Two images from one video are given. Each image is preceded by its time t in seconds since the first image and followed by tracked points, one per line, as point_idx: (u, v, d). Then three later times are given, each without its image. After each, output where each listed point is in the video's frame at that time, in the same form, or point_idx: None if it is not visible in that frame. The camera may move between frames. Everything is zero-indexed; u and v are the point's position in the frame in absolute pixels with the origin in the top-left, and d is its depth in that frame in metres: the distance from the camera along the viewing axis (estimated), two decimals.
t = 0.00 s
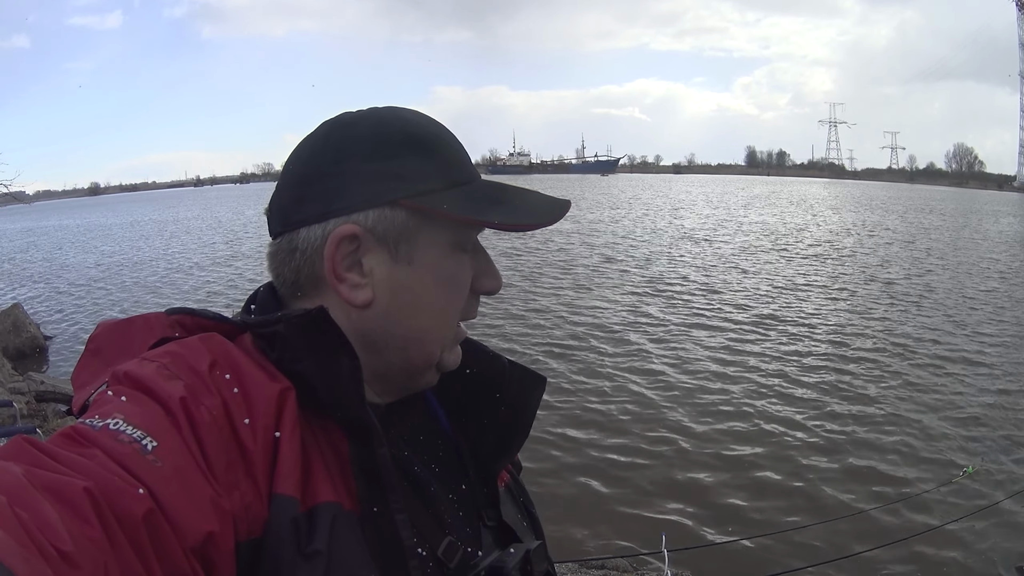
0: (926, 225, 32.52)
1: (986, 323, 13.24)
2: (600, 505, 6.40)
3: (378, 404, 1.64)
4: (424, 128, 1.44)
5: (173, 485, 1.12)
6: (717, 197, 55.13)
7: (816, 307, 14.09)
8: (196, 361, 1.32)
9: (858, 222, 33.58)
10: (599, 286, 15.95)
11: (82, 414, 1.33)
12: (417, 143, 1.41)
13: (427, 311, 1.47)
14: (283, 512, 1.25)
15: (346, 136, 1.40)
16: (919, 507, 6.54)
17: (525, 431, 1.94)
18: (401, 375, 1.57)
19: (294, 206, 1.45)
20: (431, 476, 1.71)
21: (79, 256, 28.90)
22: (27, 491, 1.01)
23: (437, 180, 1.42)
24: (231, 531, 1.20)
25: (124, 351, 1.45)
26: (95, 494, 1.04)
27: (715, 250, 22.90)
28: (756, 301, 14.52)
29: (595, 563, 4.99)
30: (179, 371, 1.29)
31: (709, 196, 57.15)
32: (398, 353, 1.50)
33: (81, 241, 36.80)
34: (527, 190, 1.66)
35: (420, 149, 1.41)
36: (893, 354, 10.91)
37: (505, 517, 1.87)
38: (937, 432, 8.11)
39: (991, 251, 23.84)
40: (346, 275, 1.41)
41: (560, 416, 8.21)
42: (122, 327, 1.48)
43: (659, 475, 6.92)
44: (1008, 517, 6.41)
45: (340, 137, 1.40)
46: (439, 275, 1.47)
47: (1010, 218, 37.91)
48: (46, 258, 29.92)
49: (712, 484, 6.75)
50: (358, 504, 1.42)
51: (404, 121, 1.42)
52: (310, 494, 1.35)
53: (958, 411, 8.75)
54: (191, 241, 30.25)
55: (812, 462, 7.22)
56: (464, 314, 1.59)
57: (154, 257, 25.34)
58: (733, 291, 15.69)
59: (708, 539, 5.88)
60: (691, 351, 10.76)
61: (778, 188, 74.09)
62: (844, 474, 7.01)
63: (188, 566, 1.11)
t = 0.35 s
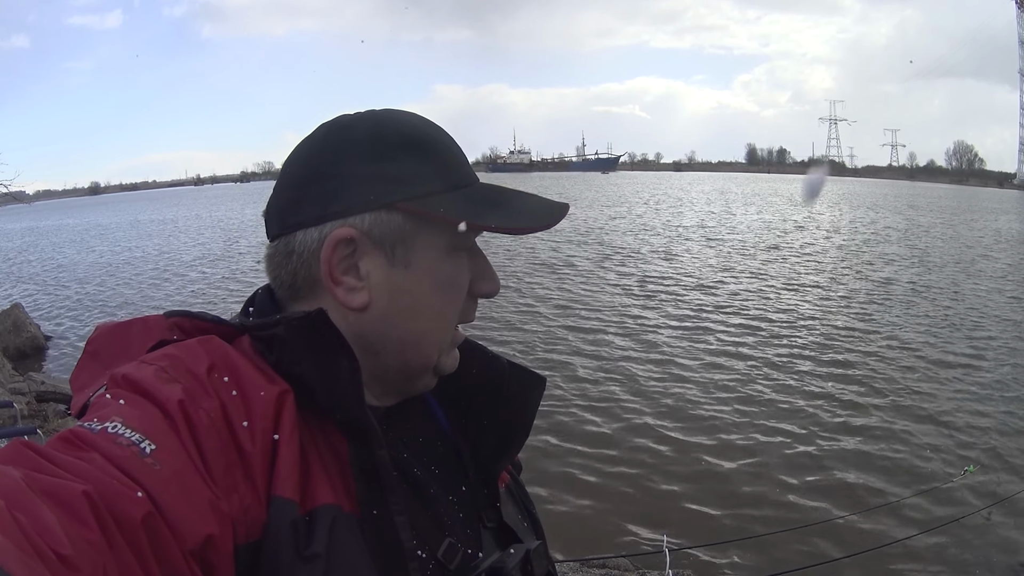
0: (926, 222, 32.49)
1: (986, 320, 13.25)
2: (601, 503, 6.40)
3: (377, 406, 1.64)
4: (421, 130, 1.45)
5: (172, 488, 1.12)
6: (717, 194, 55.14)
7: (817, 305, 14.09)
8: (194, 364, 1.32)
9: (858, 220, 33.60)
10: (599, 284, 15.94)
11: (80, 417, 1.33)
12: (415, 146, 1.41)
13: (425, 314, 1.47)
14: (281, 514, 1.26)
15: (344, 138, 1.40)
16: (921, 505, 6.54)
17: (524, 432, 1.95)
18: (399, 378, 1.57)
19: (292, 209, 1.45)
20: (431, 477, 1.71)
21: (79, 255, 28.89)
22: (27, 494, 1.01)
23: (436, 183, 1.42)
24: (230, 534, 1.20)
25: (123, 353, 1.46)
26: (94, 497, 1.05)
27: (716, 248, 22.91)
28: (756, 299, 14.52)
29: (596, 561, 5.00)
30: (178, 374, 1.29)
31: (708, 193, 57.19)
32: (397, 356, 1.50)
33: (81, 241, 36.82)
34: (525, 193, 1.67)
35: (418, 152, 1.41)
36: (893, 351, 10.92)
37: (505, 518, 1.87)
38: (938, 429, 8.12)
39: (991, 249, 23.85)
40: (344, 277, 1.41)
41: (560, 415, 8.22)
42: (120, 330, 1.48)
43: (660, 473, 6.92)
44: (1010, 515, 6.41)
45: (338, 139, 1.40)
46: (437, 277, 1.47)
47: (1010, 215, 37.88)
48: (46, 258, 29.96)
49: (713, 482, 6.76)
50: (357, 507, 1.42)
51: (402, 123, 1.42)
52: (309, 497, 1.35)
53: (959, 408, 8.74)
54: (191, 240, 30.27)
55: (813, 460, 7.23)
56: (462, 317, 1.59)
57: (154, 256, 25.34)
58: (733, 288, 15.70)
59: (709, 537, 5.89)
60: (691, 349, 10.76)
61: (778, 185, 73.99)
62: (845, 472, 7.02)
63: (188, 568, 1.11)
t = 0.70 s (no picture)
0: (929, 219, 32.37)
1: (989, 317, 13.23)
2: (603, 501, 6.40)
3: (376, 404, 1.64)
4: (420, 128, 1.44)
5: (171, 487, 1.12)
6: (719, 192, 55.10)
7: (819, 302, 14.05)
8: (193, 362, 1.32)
9: (860, 217, 33.55)
10: (600, 282, 15.90)
11: (78, 414, 1.33)
12: (414, 145, 1.41)
13: (424, 313, 1.47)
14: (279, 512, 1.26)
15: (343, 137, 1.39)
16: (923, 504, 6.52)
17: (524, 431, 1.94)
18: (397, 376, 1.57)
19: (291, 207, 1.45)
20: (430, 475, 1.71)
21: (81, 255, 28.88)
22: (25, 493, 1.01)
23: (435, 182, 1.42)
24: (229, 533, 1.20)
25: (120, 352, 1.45)
26: (91, 495, 1.05)
27: (717, 245, 22.89)
28: (758, 296, 14.48)
29: (599, 559, 5.00)
30: (176, 371, 1.29)
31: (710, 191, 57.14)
32: (395, 355, 1.50)
33: (83, 240, 36.84)
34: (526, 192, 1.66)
35: (417, 150, 1.41)
36: (895, 348, 10.91)
37: (504, 516, 1.87)
38: (940, 426, 8.11)
39: (993, 245, 23.83)
40: (342, 276, 1.41)
41: (562, 413, 8.21)
42: (118, 328, 1.48)
43: (662, 471, 6.91)
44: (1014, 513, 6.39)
45: (337, 139, 1.39)
46: (435, 277, 1.47)
47: (1014, 212, 37.75)
48: (49, 257, 29.99)
49: (715, 480, 6.76)
50: (356, 505, 1.42)
51: (402, 121, 1.42)
52: (307, 495, 1.35)
53: (962, 406, 8.72)
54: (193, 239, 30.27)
55: (815, 457, 7.23)
56: (462, 316, 1.59)
57: (156, 255, 25.33)
58: (735, 286, 15.70)
59: (710, 535, 5.89)
60: (693, 347, 10.74)
61: (780, 182, 73.85)
62: (847, 469, 7.02)
63: (186, 566, 1.11)
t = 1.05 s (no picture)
0: (930, 217, 32.33)
1: (990, 314, 13.22)
2: (606, 500, 6.40)
3: (378, 403, 1.64)
4: (421, 128, 1.44)
5: (173, 487, 1.12)
6: (719, 189, 54.99)
7: (821, 300, 14.04)
8: (194, 361, 1.32)
9: (860, 215, 33.48)
10: (601, 280, 15.89)
11: (80, 415, 1.33)
12: (416, 144, 1.40)
13: (426, 313, 1.47)
14: (282, 513, 1.25)
15: (344, 137, 1.39)
16: (926, 502, 6.52)
17: (526, 429, 1.94)
18: (399, 375, 1.57)
19: (292, 207, 1.45)
20: (433, 473, 1.70)
21: (81, 255, 28.87)
22: (26, 492, 1.01)
23: (436, 182, 1.41)
24: (230, 532, 1.20)
25: (122, 352, 1.45)
26: (93, 494, 1.05)
27: (718, 243, 22.86)
28: (759, 294, 14.47)
29: (602, 557, 5.01)
30: (178, 371, 1.29)
31: (710, 189, 57.05)
32: (396, 355, 1.50)
33: (83, 240, 36.87)
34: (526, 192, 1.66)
35: (418, 150, 1.40)
36: (897, 346, 10.90)
37: (507, 515, 1.86)
38: (942, 424, 8.11)
39: (994, 243, 23.77)
40: (343, 275, 1.41)
41: (563, 411, 8.20)
42: (120, 327, 1.48)
43: (664, 469, 6.91)
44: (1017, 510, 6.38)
45: (338, 138, 1.39)
46: (436, 277, 1.47)
47: (1015, 209, 37.75)
48: (50, 257, 30.02)
49: (717, 478, 6.76)
50: (359, 504, 1.42)
51: (404, 121, 1.41)
52: (309, 494, 1.35)
53: (964, 403, 8.70)
54: (194, 238, 30.26)
55: (817, 454, 7.23)
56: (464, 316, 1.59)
57: (156, 255, 25.32)
58: (736, 284, 15.68)
59: (713, 532, 5.89)
60: (694, 345, 10.73)
61: (781, 180, 73.80)
62: (849, 467, 7.02)
63: (189, 566, 1.11)
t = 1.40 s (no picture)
0: (929, 216, 32.35)
1: (990, 313, 13.22)
2: (606, 498, 6.41)
3: (378, 401, 1.64)
4: (423, 126, 1.43)
5: (174, 485, 1.12)
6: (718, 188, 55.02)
7: (820, 298, 14.04)
8: (194, 360, 1.31)
9: (860, 213, 33.47)
10: (600, 279, 15.88)
11: (80, 413, 1.33)
12: (416, 142, 1.40)
13: (428, 310, 1.47)
14: (282, 512, 1.25)
15: (344, 134, 1.39)
16: (927, 500, 6.52)
17: (526, 427, 1.94)
18: (398, 372, 1.57)
19: (292, 204, 1.44)
20: (433, 471, 1.71)
21: (80, 254, 28.86)
22: (28, 492, 1.01)
23: (437, 179, 1.41)
24: (231, 530, 1.20)
25: (123, 350, 1.45)
26: (94, 493, 1.04)
27: (718, 242, 22.87)
28: (759, 293, 14.47)
29: (602, 555, 5.01)
30: (178, 370, 1.29)
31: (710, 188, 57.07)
32: (396, 352, 1.50)
33: (83, 239, 36.87)
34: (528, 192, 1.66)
35: (420, 147, 1.41)
36: (897, 344, 10.91)
37: (508, 513, 1.86)
38: (942, 422, 8.12)
39: (994, 241, 23.77)
40: (343, 272, 1.41)
41: (563, 410, 8.20)
42: (120, 326, 1.48)
43: (664, 468, 6.91)
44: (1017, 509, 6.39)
45: (339, 136, 1.39)
46: (436, 275, 1.47)
47: (1015, 207, 37.79)
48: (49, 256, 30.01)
49: (716, 476, 6.76)
50: (360, 502, 1.41)
51: (404, 118, 1.42)
52: (311, 491, 1.35)
53: (963, 402, 8.71)
54: (193, 237, 30.26)
55: (817, 453, 7.23)
56: (466, 314, 1.59)
57: (156, 254, 25.32)
58: (736, 282, 15.69)
59: (713, 530, 5.90)
60: (694, 344, 10.73)
61: (781, 178, 73.73)
62: (849, 465, 7.02)
63: (190, 565, 1.11)
